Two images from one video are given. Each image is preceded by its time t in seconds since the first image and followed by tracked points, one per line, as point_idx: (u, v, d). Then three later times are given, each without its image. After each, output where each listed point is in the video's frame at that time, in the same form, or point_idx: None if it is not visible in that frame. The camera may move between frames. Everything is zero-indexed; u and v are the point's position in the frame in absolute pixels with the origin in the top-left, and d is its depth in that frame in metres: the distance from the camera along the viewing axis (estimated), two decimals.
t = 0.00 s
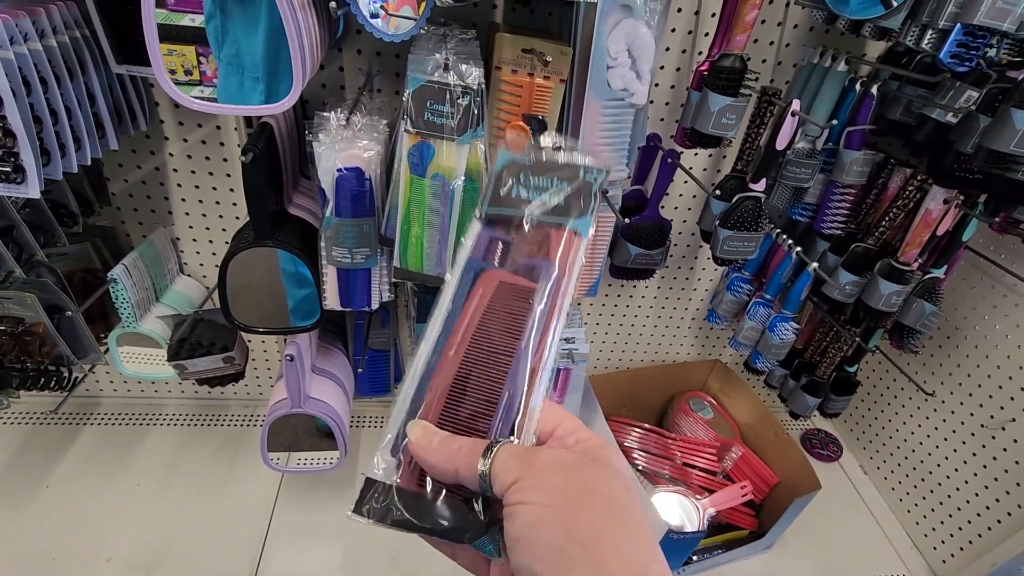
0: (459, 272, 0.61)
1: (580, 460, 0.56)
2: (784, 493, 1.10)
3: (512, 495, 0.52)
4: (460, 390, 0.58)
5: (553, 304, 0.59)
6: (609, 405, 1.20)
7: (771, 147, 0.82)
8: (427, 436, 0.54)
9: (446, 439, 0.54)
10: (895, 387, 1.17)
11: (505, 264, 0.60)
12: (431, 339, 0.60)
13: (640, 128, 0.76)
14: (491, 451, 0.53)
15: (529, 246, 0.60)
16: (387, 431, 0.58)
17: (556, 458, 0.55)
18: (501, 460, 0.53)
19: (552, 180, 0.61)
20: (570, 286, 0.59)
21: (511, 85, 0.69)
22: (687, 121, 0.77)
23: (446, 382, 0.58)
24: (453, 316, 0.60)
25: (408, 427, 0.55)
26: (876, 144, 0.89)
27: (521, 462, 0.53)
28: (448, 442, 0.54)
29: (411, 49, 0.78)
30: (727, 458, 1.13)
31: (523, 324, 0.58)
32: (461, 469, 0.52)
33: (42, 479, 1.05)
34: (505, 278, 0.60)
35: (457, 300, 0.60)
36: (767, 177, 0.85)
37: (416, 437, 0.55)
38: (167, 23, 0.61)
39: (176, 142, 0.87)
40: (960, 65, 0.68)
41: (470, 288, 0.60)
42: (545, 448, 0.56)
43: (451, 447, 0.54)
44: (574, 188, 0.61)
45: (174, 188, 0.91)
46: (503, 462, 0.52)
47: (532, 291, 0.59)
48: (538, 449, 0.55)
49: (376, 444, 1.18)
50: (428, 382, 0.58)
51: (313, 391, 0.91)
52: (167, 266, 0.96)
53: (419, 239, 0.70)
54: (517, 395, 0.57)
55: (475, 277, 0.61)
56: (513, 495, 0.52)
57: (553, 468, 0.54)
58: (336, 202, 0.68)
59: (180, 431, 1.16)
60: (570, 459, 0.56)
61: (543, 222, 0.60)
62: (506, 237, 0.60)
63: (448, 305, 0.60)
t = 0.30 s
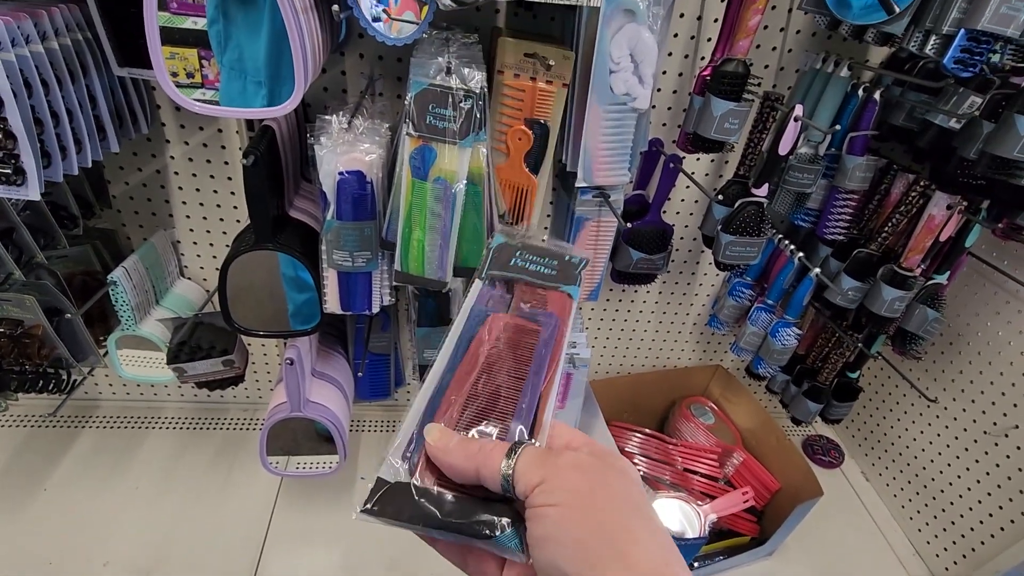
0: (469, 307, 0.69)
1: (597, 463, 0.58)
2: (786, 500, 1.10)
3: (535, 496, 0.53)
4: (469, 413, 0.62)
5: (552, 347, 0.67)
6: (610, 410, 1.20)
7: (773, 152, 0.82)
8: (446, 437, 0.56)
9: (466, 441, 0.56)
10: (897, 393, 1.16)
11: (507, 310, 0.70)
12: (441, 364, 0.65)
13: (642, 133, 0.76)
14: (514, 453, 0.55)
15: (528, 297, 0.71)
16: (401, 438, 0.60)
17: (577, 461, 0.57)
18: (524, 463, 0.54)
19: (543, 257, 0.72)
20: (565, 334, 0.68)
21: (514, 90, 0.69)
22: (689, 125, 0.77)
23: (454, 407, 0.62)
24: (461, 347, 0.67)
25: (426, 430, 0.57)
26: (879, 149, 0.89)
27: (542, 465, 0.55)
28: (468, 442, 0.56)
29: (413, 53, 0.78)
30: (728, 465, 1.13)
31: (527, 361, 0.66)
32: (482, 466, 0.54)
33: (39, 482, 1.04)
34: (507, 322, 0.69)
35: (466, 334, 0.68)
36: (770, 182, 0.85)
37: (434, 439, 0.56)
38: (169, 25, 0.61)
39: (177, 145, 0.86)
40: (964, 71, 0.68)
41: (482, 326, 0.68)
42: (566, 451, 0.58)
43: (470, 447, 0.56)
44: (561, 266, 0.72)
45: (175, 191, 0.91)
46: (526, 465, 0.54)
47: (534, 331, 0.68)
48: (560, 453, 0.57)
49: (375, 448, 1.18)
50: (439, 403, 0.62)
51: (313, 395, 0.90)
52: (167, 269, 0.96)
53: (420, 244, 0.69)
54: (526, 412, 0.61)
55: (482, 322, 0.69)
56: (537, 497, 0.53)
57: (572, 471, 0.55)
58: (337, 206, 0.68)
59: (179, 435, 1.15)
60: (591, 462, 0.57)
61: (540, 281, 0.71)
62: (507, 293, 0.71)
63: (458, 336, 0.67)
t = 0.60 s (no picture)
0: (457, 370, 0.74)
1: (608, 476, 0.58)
2: (787, 508, 1.08)
3: (544, 502, 0.54)
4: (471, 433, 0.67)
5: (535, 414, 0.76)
6: (610, 417, 1.19)
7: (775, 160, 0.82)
8: (452, 436, 0.60)
9: (469, 440, 0.59)
10: (898, 401, 1.16)
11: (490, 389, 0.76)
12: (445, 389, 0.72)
13: (644, 140, 0.75)
14: (523, 456, 0.56)
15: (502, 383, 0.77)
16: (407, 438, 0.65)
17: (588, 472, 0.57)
18: (532, 467, 0.56)
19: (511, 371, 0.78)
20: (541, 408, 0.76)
21: (514, 96, 0.69)
22: (690, 132, 0.77)
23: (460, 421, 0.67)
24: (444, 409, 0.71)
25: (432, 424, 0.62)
26: (880, 156, 0.89)
27: (551, 473, 0.55)
28: (475, 442, 0.59)
29: (413, 58, 0.77)
30: (728, 472, 1.12)
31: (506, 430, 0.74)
32: (486, 465, 0.57)
33: (36, 487, 1.04)
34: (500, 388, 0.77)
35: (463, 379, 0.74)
36: (771, 190, 0.85)
37: (441, 434, 0.61)
38: (170, 29, 0.60)
39: (177, 149, 0.86)
40: (966, 80, 0.68)
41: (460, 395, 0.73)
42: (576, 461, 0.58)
43: (476, 445, 0.59)
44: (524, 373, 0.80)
45: (174, 195, 0.91)
46: (533, 471, 0.55)
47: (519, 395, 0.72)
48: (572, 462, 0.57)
49: (374, 454, 1.17)
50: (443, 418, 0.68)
51: (311, 400, 0.90)
52: (166, 273, 0.95)
53: (419, 250, 0.69)
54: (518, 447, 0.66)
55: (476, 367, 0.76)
56: (545, 506, 0.53)
57: (584, 482, 0.55)
58: (337, 211, 0.68)
59: (177, 440, 1.15)
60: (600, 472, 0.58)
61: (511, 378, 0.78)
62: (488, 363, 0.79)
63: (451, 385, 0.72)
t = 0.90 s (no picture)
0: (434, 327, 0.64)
1: (596, 494, 0.59)
2: (785, 515, 1.09)
3: (534, 524, 0.53)
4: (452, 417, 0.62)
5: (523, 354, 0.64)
6: (609, 423, 1.20)
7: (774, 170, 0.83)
8: (449, 465, 0.55)
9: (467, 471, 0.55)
10: (896, 409, 1.16)
11: (474, 320, 0.66)
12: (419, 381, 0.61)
13: (644, 149, 0.76)
14: (511, 484, 0.54)
15: (485, 306, 0.66)
16: (390, 470, 0.57)
17: (578, 491, 0.57)
18: (521, 494, 0.54)
19: (497, 252, 0.64)
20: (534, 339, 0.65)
21: (516, 106, 0.70)
22: (689, 143, 0.78)
23: (442, 408, 0.62)
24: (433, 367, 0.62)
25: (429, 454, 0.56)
26: (877, 167, 0.90)
27: (541, 496, 0.54)
28: (467, 474, 0.54)
29: (417, 68, 0.78)
30: (727, 479, 1.13)
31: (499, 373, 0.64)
32: (480, 495, 0.53)
33: (37, 491, 1.04)
34: (479, 368, 0.65)
35: (435, 357, 0.63)
36: (770, 200, 0.85)
37: (438, 463, 0.55)
38: (175, 33, 0.61)
39: (181, 156, 0.87)
40: (963, 94, 0.69)
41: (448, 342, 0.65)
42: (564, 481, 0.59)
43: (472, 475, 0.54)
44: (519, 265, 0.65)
45: (178, 201, 0.91)
46: (522, 499, 0.53)
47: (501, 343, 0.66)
48: (560, 482, 0.58)
49: (374, 460, 1.17)
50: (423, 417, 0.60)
51: (312, 406, 0.91)
52: (169, 279, 0.96)
53: (421, 259, 0.70)
54: (508, 438, 0.60)
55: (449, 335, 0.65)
56: (537, 528, 0.52)
57: (577, 500, 0.56)
58: (340, 220, 0.68)
59: (178, 444, 1.15)
60: (588, 491, 0.58)
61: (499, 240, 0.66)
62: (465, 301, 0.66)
63: (429, 359, 0.62)
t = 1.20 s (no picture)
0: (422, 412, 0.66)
1: (595, 515, 0.58)
2: (785, 521, 1.08)
3: (531, 546, 0.55)
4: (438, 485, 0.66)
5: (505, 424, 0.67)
6: (609, 427, 1.20)
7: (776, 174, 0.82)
8: (437, 498, 0.61)
9: (456, 498, 0.60)
10: (897, 414, 1.16)
11: (457, 405, 0.67)
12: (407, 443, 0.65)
13: (646, 154, 0.76)
14: (508, 504, 0.59)
15: (471, 395, 0.67)
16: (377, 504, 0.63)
17: (575, 514, 0.57)
18: (516, 514, 0.58)
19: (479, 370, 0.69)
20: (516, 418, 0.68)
21: (518, 110, 0.70)
22: (692, 147, 0.77)
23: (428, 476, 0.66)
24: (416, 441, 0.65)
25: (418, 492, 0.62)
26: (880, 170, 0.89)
27: (537, 517, 0.57)
28: (459, 501, 0.60)
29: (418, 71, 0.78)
30: (727, 483, 1.12)
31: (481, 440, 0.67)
32: (475, 516, 0.59)
33: (33, 493, 1.03)
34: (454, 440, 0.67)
35: (425, 429, 0.65)
36: (772, 205, 0.85)
37: (427, 497, 0.62)
38: (175, 33, 0.60)
39: (180, 157, 0.87)
40: (967, 100, 0.69)
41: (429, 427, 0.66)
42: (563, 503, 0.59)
43: (462, 501, 0.60)
44: (496, 372, 0.70)
45: (177, 202, 0.91)
46: (518, 519, 0.57)
47: (485, 418, 0.67)
48: (558, 504, 0.58)
49: (373, 463, 1.17)
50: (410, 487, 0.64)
51: (312, 410, 0.90)
52: (167, 280, 0.96)
53: (422, 263, 0.70)
54: (492, 475, 0.67)
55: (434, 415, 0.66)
56: (536, 553, 0.54)
57: (565, 523, 0.56)
58: (341, 223, 0.68)
59: (176, 446, 1.15)
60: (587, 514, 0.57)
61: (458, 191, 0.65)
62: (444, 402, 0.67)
63: (419, 427, 0.65)
